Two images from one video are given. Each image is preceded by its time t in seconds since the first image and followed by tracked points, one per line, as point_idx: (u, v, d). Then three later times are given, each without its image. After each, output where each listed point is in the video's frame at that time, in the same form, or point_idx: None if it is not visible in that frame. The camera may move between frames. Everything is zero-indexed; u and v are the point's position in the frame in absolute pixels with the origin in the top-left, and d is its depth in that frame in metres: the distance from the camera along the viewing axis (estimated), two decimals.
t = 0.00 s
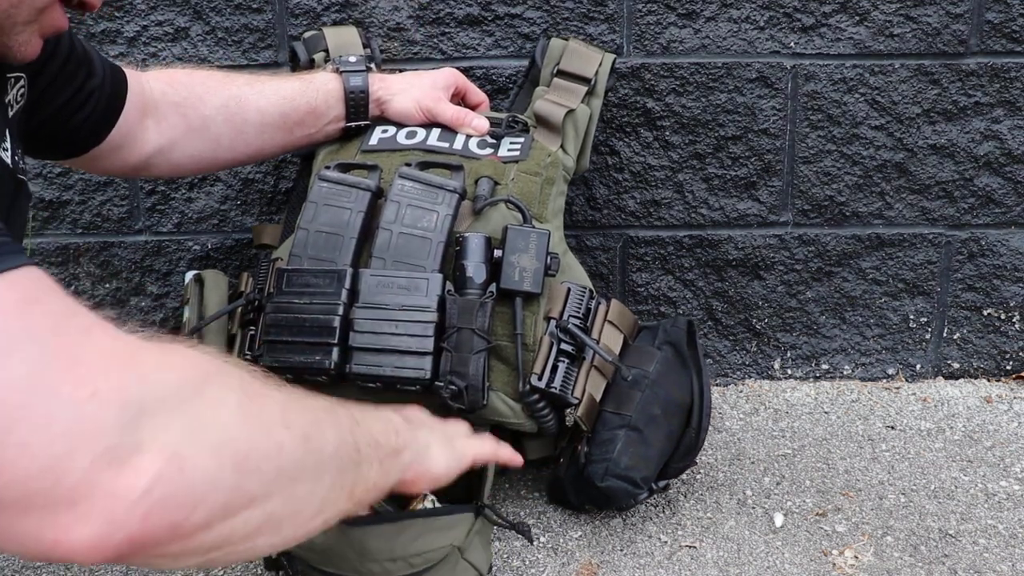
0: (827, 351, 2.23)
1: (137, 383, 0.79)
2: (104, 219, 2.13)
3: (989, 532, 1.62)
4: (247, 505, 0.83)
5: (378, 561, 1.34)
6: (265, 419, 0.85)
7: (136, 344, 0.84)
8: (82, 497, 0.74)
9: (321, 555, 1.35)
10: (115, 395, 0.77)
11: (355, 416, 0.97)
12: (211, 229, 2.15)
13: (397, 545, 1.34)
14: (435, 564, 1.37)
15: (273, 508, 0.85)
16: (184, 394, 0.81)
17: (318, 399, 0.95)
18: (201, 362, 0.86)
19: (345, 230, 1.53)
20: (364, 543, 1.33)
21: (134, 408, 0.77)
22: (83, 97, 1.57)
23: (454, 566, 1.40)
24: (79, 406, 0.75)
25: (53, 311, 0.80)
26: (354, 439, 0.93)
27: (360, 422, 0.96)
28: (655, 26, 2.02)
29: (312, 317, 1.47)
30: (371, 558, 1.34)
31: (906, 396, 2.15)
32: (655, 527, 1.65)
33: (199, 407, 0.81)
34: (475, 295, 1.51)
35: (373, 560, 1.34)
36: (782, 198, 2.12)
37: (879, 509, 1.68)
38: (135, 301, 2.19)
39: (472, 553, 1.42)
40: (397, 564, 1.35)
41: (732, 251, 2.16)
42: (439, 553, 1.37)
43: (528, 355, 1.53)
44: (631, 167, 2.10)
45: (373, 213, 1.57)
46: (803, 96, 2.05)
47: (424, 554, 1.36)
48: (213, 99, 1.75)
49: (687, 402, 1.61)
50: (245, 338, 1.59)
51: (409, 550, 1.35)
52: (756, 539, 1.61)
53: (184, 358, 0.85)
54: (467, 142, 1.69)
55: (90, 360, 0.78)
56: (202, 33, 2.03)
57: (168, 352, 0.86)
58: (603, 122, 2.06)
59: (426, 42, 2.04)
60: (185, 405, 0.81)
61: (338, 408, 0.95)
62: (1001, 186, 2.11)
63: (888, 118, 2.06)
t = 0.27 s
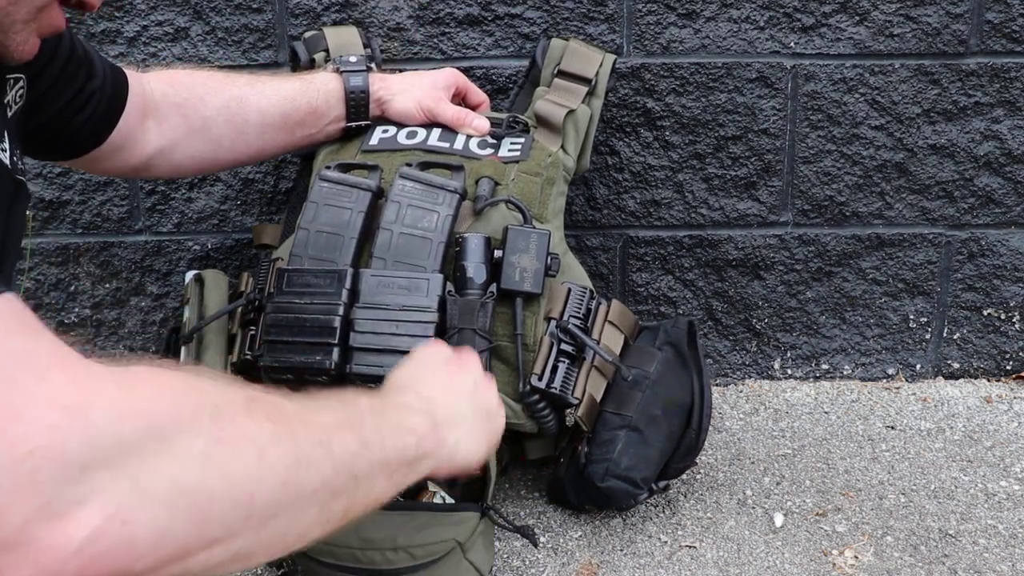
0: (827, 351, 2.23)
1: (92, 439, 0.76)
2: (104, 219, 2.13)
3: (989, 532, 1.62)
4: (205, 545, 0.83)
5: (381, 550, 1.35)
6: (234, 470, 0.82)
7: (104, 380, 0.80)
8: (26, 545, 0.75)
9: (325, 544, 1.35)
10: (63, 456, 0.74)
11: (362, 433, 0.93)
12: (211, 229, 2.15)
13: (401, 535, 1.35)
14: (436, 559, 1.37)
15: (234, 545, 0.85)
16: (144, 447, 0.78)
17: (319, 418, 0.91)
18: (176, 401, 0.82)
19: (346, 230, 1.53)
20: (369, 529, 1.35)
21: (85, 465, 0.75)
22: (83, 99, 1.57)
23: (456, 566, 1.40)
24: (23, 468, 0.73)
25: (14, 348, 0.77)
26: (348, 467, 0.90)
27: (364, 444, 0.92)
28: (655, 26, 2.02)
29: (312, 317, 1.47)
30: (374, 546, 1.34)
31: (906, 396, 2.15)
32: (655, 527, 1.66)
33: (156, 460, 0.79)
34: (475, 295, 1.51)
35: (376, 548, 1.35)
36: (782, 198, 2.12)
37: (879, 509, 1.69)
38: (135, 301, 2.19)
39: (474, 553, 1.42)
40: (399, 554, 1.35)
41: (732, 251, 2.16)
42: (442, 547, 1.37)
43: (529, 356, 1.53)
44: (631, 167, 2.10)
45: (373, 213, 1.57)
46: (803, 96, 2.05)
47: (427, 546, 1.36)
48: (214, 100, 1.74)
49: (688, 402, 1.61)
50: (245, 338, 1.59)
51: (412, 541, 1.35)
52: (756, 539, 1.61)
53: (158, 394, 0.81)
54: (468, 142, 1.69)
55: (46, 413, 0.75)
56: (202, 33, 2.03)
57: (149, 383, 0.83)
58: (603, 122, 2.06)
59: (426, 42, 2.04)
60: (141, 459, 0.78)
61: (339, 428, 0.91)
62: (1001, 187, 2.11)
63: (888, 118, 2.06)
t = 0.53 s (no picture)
0: (827, 351, 2.23)
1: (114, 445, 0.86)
2: (104, 219, 2.13)
3: (989, 532, 1.62)
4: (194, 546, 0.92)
5: (384, 544, 1.34)
6: (231, 486, 0.91)
7: (126, 397, 0.90)
8: (43, 527, 0.85)
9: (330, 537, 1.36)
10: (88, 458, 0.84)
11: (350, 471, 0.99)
12: (211, 229, 2.15)
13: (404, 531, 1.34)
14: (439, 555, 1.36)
15: (218, 549, 0.94)
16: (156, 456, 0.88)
17: (324, 445, 0.99)
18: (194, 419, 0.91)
19: (346, 230, 1.53)
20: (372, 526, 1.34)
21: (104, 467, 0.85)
22: (84, 100, 1.57)
23: (457, 566, 1.40)
24: (45, 468, 0.83)
25: (50, 361, 0.85)
26: (333, 493, 0.97)
27: (348, 478, 0.98)
28: (655, 26, 2.02)
29: (313, 317, 1.47)
30: (377, 541, 1.34)
31: (906, 396, 2.15)
32: (655, 527, 1.66)
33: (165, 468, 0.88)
34: (476, 295, 1.50)
35: (379, 543, 1.34)
36: (782, 198, 2.12)
37: (879, 509, 1.69)
38: (135, 301, 2.19)
39: (475, 554, 1.42)
40: (401, 549, 1.34)
41: (732, 251, 2.16)
42: (444, 544, 1.36)
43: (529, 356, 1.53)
44: (631, 167, 2.10)
45: (373, 213, 1.57)
46: (803, 96, 2.05)
47: (429, 542, 1.35)
48: (214, 100, 1.74)
49: (688, 402, 1.62)
50: (245, 338, 1.59)
51: (415, 536, 1.34)
52: (756, 539, 1.61)
53: (175, 412, 0.91)
54: (468, 142, 1.69)
55: (75, 421, 0.84)
56: (202, 33, 2.03)
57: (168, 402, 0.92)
58: (603, 122, 2.06)
59: (426, 42, 2.04)
60: (152, 467, 0.88)
61: (325, 460, 0.97)
62: (1001, 186, 2.11)
63: (888, 118, 2.06)
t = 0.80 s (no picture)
0: (827, 351, 2.23)
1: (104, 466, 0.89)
2: (104, 219, 2.13)
3: (989, 532, 1.62)
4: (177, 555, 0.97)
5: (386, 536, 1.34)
6: (218, 514, 0.95)
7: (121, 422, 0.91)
8: (30, 534, 0.89)
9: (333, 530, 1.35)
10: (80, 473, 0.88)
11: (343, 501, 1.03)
12: (211, 229, 2.15)
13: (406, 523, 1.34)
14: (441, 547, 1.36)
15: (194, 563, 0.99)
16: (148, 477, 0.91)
17: (316, 470, 1.01)
18: (190, 441, 0.94)
19: (346, 230, 1.53)
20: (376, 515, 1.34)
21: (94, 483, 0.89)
22: (83, 99, 1.56)
23: (460, 564, 1.40)
24: (34, 488, 0.86)
25: (50, 381, 0.88)
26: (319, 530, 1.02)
27: (339, 513, 1.02)
28: (655, 26, 2.02)
29: (313, 317, 1.47)
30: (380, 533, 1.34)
31: (906, 396, 2.15)
32: (655, 527, 1.66)
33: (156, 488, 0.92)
34: (476, 295, 1.50)
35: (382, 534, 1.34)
36: (782, 198, 2.12)
37: (879, 509, 1.69)
38: (135, 301, 2.19)
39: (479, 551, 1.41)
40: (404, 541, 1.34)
41: (732, 251, 2.16)
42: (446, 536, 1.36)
43: (529, 356, 1.53)
44: (631, 167, 2.10)
45: (373, 213, 1.57)
46: (803, 96, 2.05)
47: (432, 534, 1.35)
48: (214, 100, 1.74)
49: (688, 402, 1.61)
50: (245, 338, 1.59)
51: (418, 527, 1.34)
52: (756, 539, 1.61)
53: (172, 432, 0.93)
54: (469, 142, 1.69)
55: (69, 439, 0.87)
56: (202, 33, 2.03)
57: (169, 416, 0.95)
58: (603, 122, 2.06)
59: (426, 42, 2.04)
60: (142, 492, 0.91)
61: (319, 498, 1.01)
62: (1001, 187, 2.11)
63: (888, 118, 2.06)
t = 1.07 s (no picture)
0: (827, 351, 2.23)
1: None
2: (104, 219, 2.13)
3: (989, 532, 1.62)
4: None
5: (387, 537, 1.34)
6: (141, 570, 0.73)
7: None
8: None
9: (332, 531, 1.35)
10: None
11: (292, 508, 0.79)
12: (211, 229, 2.15)
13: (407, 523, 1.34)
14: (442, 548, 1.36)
15: None
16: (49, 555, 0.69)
17: (248, 490, 0.78)
18: (95, 493, 0.71)
19: (346, 230, 1.53)
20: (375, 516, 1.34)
21: None
22: (81, 101, 1.57)
23: (462, 564, 1.40)
24: None
25: None
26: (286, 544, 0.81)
27: (302, 528, 0.80)
28: (655, 26, 2.02)
29: (313, 317, 1.47)
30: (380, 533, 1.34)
31: (906, 396, 2.15)
32: (655, 527, 1.65)
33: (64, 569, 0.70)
34: (476, 295, 1.50)
35: (382, 535, 1.34)
36: (782, 198, 2.12)
37: (879, 509, 1.69)
38: (135, 301, 2.19)
39: (479, 551, 1.43)
40: (405, 541, 1.34)
41: (732, 251, 2.16)
42: (448, 537, 1.36)
43: (529, 356, 1.52)
44: (631, 167, 2.10)
45: (373, 213, 1.57)
46: (803, 96, 2.05)
47: (433, 534, 1.35)
48: (214, 101, 1.74)
49: (688, 402, 1.62)
50: (245, 338, 1.59)
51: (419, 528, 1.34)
52: (756, 539, 1.61)
53: (57, 490, 0.70)
54: (469, 142, 1.69)
55: None
56: (202, 33, 2.03)
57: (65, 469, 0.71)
58: (603, 122, 2.06)
59: (426, 42, 2.04)
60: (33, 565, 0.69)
61: (271, 522, 0.78)
62: (1001, 187, 2.11)
63: (888, 118, 2.06)
